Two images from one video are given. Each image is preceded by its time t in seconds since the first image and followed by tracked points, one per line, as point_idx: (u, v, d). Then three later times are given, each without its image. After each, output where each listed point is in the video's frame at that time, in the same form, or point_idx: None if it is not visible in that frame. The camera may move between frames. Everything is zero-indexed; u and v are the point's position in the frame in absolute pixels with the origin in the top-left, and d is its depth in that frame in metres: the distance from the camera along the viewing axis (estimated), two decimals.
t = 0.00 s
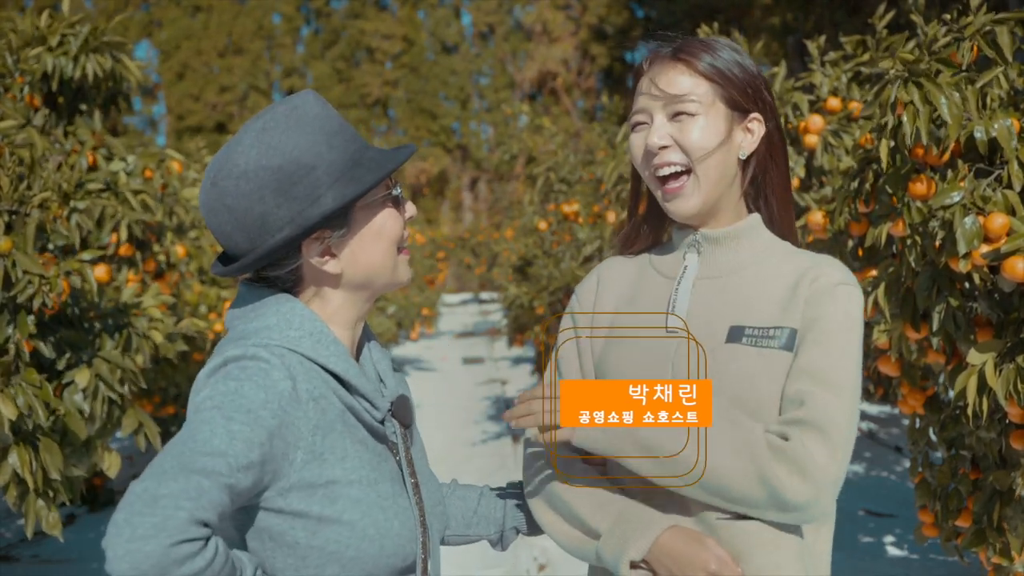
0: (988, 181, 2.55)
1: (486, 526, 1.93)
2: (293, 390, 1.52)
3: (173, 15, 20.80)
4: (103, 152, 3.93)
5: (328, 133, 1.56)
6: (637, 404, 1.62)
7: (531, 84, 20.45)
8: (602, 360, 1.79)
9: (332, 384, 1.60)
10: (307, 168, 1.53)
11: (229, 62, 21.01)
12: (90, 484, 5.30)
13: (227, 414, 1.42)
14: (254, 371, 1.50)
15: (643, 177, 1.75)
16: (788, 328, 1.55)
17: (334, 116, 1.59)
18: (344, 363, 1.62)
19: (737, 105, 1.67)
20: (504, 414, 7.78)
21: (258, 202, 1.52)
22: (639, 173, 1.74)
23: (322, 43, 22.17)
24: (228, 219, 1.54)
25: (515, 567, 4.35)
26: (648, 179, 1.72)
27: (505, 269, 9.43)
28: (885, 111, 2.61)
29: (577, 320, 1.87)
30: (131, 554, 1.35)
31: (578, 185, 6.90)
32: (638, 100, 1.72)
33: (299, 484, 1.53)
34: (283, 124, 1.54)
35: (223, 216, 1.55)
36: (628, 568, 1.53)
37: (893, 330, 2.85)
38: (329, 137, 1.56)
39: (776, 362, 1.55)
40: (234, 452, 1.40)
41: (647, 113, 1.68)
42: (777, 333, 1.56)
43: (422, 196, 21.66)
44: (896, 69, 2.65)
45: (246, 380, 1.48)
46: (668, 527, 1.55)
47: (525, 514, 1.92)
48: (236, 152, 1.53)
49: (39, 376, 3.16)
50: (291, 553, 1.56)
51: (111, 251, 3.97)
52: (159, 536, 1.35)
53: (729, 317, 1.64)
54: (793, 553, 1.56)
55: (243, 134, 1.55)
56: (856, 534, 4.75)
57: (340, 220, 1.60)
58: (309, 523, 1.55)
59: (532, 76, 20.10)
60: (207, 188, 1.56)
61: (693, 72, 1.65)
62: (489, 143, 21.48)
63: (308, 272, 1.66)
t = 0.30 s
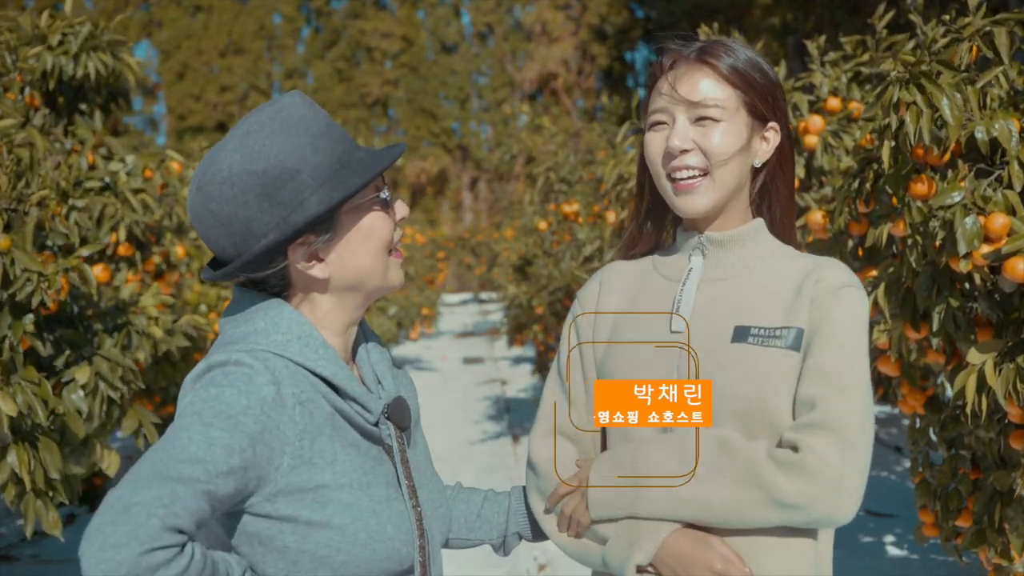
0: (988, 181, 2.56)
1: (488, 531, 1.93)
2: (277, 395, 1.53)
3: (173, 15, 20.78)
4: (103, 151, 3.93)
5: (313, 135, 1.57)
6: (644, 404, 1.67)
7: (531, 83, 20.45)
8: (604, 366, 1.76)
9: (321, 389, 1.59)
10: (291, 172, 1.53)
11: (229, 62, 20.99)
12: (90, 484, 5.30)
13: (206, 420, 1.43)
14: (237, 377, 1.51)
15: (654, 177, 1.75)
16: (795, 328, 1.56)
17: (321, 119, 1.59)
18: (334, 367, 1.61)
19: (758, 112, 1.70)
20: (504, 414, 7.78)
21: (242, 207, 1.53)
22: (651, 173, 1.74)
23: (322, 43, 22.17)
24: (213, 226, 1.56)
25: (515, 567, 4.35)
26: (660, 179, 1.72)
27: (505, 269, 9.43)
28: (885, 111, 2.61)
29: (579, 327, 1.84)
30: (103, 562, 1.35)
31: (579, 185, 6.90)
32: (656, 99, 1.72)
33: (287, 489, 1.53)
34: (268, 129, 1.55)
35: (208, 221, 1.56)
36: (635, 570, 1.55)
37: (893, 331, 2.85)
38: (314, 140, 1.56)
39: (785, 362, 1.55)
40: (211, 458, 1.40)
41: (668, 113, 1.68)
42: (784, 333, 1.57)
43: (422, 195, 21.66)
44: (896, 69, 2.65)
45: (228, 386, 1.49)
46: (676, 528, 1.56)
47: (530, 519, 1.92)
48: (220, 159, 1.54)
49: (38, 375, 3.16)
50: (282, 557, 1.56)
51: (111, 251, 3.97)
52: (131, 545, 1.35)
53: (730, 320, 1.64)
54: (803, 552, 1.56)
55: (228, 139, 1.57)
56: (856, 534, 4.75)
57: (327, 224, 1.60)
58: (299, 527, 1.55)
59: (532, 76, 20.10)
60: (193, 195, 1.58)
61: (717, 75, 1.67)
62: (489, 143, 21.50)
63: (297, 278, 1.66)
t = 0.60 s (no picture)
0: (989, 181, 2.56)
1: (488, 533, 1.93)
2: (271, 394, 1.54)
3: (173, 15, 20.76)
4: (103, 151, 3.95)
5: (303, 142, 1.57)
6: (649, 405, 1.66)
7: (531, 83, 20.44)
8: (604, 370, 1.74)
9: (316, 387, 1.61)
10: (281, 179, 1.53)
11: (229, 62, 20.97)
12: (90, 484, 5.30)
13: (199, 421, 1.44)
14: (230, 378, 1.52)
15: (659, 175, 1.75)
16: (797, 325, 1.57)
17: (312, 125, 1.60)
18: (328, 366, 1.62)
19: (768, 117, 1.72)
20: (504, 414, 7.78)
21: (233, 215, 1.53)
22: (655, 172, 1.74)
23: (322, 43, 22.16)
24: (205, 233, 1.56)
25: (515, 567, 4.35)
26: (666, 179, 1.72)
27: (505, 269, 9.43)
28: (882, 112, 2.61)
29: (578, 331, 1.82)
30: (99, 564, 1.33)
31: (578, 185, 6.90)
32: (667, 97, 1.71)
33: (285, 487, 1.54)
34: (257, 137, 1.55)
35: (200, 228, 1.56)
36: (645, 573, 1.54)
37: (894, 331, 2.86)
38: (303, 147, 1.57)
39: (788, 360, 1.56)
40: (206, 458, 1.40)
41: (681, 113, 1.68)
42: (787, 329, 1.57)
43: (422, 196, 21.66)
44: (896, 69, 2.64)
45: (221, 388, 1.50)
46: (684, 530, 1.56)
47: (531, 523, 1.91)
48: (210, 166, 1.55)
49: (37, 377, 3.17)
50: (283, 555, 1.56)
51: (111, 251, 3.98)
52: (126, 545, 1.33)
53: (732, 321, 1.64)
54: (808, 550, 1.58)
55: (219, 146, 1.57)
56: (856, 534, 4.75)
57: (316, 231, 1.61)
58: (299, 525, 1.55)
59: (532, 76, 20.06)
60: (184, 201, 1.58)
61: (730, 77, 1.68)
62: (488, 143, 21.50)
63: (289, 283, 1.67)
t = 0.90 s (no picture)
0: (988, 181, 2.56)
1: (486, 535, 1.93)
2: (259, 389, 1.54)
3: (173, 15, 20.74)
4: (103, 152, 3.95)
5: (298, 142, 1.57)
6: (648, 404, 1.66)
7: (531, 83, 20.43)
8: (599, 370, 1.72)
9: (306, 383, 1.61)
10: (273, 177, 1.54)
11: (229, 62, 20.96)
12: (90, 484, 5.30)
13: (184, 415, 1.44)
14: (217, 372, 1.53)
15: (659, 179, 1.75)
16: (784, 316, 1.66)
17: (308, 126, 1.60)
18: (319, 363, 1.62)
19: (769, 124, 1.72)
20: (504, 414, 7.79)
21: (225, 209, 1.54)
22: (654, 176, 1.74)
23: (322, 43, 22.16)
24: (198, 226, 1.57)
25: (514, 567, 4.35)
26: (664, 183, 1.72)
27: (505, 269, 9.43)
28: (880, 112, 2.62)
29: (573, 331, 1.78)
30: (79, 553, 1.32)
31: (578, 185, 6.90)
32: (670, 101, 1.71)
33: (273, 483, 1.54)
34: (251, 134, 1.55)
35: (193, 220, 1.57)
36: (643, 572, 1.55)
37: (893, 331, 2.86)
38: (298, 146, 1.57)
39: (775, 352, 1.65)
40: (190, 451, 1.40)
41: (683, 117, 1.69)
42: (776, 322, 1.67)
43: (422, 195, 21.66)
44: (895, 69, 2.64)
45: (208, 382, 1.50)
46: (682, 528, 1.56)
47: (528, 522, 1.92)
48: (205, 161, 1.55)
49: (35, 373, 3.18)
50: (273, 550, 1.56)
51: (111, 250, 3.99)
52: (106, 535, 1.32)
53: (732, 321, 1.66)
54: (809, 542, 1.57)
55: (215, 142, 1.57)
56: (856, 534, 4.75)
57: (305, 229, 1.61)
58: (289, 520, 1.55)
59: (532, 76, 20.05)
60: (180, 195, 1.59)
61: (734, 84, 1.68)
62: (489, 143, 21.50)
63: (279, 281, 1.68)
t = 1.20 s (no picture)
0: (988, 182, 2.56)
1: (482, 541, 1.93)
2: (246, 385, 1.55)
3: (173, 15, 20.57)
4: (103, 152, 3.96)
5: (279, 141, 1.58)
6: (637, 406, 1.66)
7: (531, 83, 20.43)
8: (591, 371, 1.73)
9: (294, 381, 1.61)
10: (255, 177, 1.54)
11: (229, 62, 20.89)
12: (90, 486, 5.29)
13: (169, 408, 1.45)
14: (204, 367, 1.54)
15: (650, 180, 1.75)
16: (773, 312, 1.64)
17: (289, 125, 1.60)
18: (308, 361, 1.63)
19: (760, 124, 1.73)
20: (504, 414, 7.79)
21: (211, 213, 1.55)
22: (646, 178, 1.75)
23: (322, 43, 22.15)
24: (186, 232, 1.58)
25: (515, 567, 4.35)
26: (656, 184, 1.72)
27: (505, 269, 9.42)
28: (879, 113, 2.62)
29: (566, 331, 1.80)
30: (56, 537, 1.32)
31: (578, 185, 6.89)
32: (662, 103, 1.71)
33: (258, 478, 1.55)
34: (232, 137, 1.56)
35: (182, 227, 1.58)
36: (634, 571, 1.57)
37: (893, 332, 2.86)
38: (279, 146, 1.57)
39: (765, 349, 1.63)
40: (172, 442, 1.41)
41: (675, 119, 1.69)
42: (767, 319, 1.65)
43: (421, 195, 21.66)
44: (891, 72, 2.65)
45: (194, 376, 1.52)
46: (672, 527, 1.57)
47: (523, 526, 1.92)
48: (189, 166, 1.56)
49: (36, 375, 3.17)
50: (256, 546, 1.56)
51: (110, 250, 4.01)
52: (84, 520, 1.32)
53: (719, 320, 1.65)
54: (800, 536, 1.56)
55: (199, 147, 1.58)
56: (857, 534, 4.75)
57: (290, 225, 1.63)
58: (273, 516, 1.56)
59: (532, 76, 20.06)
60: (169, 202, 1.60)
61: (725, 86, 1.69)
62: (488, 142, 21.50)
63: (270, 280, 1.70)
